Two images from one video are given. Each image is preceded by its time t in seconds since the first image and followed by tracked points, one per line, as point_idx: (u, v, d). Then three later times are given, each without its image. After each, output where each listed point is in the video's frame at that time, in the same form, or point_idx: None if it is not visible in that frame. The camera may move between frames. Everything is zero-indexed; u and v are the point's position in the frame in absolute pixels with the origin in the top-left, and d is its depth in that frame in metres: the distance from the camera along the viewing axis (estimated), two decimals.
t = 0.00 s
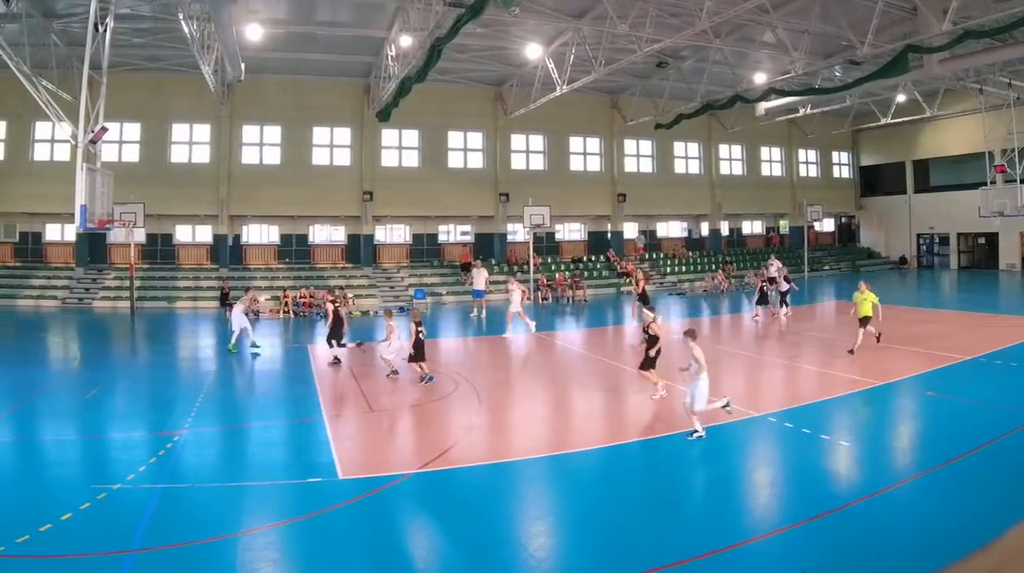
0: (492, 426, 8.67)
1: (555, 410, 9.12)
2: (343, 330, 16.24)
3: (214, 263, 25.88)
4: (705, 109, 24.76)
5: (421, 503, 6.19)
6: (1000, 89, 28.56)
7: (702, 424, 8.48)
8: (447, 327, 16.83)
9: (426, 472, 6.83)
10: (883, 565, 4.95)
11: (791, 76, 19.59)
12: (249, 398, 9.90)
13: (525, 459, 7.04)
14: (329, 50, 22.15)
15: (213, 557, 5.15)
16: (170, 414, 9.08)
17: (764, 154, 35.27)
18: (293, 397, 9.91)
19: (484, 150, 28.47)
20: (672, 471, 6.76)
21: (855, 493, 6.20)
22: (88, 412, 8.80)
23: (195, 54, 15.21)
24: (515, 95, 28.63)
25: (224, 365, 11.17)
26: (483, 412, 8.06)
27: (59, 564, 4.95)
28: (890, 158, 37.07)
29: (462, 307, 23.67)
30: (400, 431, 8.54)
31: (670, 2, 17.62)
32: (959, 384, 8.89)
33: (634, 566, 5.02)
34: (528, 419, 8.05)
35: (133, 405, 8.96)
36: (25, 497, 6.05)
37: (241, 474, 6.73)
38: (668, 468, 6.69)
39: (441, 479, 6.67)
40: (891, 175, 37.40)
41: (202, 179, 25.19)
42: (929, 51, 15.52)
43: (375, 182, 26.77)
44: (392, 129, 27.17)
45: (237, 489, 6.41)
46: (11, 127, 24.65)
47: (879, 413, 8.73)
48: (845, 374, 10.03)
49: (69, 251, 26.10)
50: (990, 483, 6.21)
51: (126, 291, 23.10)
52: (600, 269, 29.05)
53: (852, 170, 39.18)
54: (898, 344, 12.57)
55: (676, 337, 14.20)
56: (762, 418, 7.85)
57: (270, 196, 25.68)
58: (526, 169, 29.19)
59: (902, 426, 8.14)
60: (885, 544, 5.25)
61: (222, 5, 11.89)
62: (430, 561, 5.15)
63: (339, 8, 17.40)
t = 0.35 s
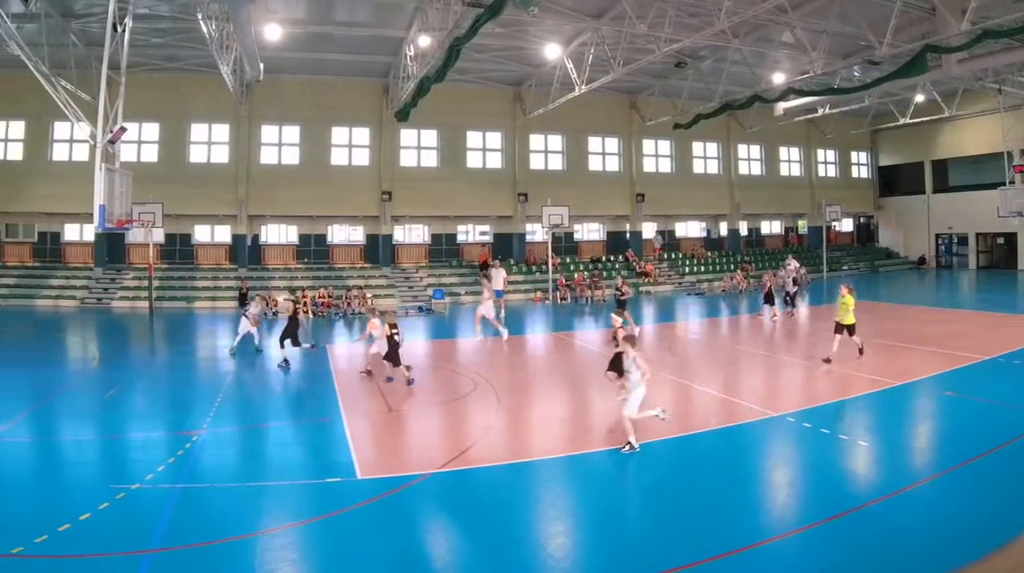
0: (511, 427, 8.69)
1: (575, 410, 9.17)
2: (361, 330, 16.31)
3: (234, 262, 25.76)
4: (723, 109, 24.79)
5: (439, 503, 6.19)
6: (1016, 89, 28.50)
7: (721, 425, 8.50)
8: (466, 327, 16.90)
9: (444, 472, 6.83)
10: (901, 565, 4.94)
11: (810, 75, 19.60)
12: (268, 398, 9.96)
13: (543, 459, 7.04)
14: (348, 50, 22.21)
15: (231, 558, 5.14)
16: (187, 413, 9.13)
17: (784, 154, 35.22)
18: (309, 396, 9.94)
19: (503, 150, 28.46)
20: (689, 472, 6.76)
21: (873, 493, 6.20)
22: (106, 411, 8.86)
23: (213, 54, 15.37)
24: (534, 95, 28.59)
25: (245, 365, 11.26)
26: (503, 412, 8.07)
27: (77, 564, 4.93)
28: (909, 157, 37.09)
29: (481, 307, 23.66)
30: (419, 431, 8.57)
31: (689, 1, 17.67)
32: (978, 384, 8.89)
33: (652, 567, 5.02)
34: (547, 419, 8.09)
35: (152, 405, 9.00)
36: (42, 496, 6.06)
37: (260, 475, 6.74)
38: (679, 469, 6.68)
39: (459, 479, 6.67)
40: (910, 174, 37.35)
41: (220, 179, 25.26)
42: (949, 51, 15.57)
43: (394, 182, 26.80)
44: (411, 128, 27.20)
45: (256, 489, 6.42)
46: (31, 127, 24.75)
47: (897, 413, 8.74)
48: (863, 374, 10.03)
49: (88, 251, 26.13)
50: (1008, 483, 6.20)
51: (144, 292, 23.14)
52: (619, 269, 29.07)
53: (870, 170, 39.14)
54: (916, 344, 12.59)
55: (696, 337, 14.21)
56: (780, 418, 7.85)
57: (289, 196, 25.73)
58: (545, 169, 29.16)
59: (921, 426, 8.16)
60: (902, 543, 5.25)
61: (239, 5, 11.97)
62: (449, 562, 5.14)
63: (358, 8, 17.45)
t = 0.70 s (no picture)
0: (530, 426, 8.74)
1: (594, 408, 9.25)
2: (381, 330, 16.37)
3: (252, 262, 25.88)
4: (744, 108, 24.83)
5: (458, 503, 6.18)
6: None
7: (739, 425, 8.54)
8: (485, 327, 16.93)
9: (462, 472, 6.84)
10: (922, 565, 4.91)
11: (829, 75, 19.64)
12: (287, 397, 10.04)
13: (562, 459, 7.06)
14: (366, 50, 22.28)
15: (251, 557, 5.12)
16: (206, 413, 9.19)
17: (802, 154, 35.23)
18: (327, 395, 10.01)
19: (521, 149, 28.46)
20: (707, 472, 6.76)
21: (893, 493, 6.20)
22: (125, 411, 8.93)
23: (232, 53, 15.48)
24: (553, 95, 28.57)
25: (265, 364, 11.38)
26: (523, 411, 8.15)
27: (96, 564, 4.91)
28: (927, 158, 37.12)
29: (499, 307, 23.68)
30: (439, 431, 8.62)
31: (707, 1, 17.74)
32: (996, 385, 8.89)
33: (672, 566, 5.00)
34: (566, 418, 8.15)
35: (169, 406, 9.06)
36: (62, 496, 6.06)
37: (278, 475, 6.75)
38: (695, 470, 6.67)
39: (479, 479, 6.67)
40: (928, 174, 37.30)
41: (238, 180, 25.34)
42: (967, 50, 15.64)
43: (413, 182, 26.85)
44: (429, 129, 27.26)
45: (274, 488, 6.42)
46: (50, 127, 24.80)
47: (917, 414, 8.74)
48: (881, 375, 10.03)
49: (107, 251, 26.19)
50: None
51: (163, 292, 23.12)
52: (638, 269, 29.07)
53: (887, 169, 39.11)
54: (935, 344, 12.59)
55: (715, 337, 14.22)
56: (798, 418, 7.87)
57: (308, 196, 25.79)
58: (563, 169, 29.10)
59: (939, 426, 8.17)
60: (923, 543, 5.24)
61: (258, 4, 12.01)
62: (468, 561, 5.13)
63: (376, 9, 17.54)
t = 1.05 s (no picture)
0: (548, 425, 8.77)
1: (613, 408, 9.28)
2: (399, 330, 16.43)
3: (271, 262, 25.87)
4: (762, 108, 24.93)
5: (477, 503, 6.17)
6: None
7: (758, 425, 8.58)
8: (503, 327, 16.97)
9: (480, 472, 6.84)
10: (939, 565, 4.90)
11: (847, 75, 19.68)
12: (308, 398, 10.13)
13: (581, 460, 7.07)
14: (385, 50, 22.31)
15: (269, 557, 5.11)
16: (224, 414, 9.23)
17: (820, 154, 35.23)
18: (345, 396, 10.05)
19: (540, 149, 28.45)
20: (725, 472, 6.75)
21: (911, 492, 6.19)
22: (144, 411, 8.98)
23: (251, 54, 15.54)
24: (572, 95, 28.57)
25: (285, 364, 11.48)
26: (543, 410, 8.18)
27: (113, 564, 4.90)
28: (946, 158, 37.14)
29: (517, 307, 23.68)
30: (457, 431, 8.66)
31: (726, 1, 17.77)
32: (1015, 385, 8.87)
33: (691, 566, 4.99)
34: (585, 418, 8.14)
35: (189, 406, 9.12)
36: (82, 495, 6.08)
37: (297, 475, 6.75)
38: (711, 471, 6.67)
39: (497, 480, 6.67)
40: (948, 175, 37.28)
41: (257, 180, 25.37)
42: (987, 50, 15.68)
43: (431, 182, 26.86)
44: (447, 129, 27.29)
45: (292, 489, 6.42)
46: (68, 128, 24.83)
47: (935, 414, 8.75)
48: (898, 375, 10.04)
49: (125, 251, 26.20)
50: None
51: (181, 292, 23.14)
52: (656, 269, 29.06)
53: (905, 170, 39.10)
54: (954, 344, 12.61)
55: (734, 337, 14.24)
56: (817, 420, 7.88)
57: (327, 196, 25.80)
58: (582, 169, 29.12)
59: (958, 427, 8.17)
60: (941, 544, 5.23)
61: (278, 4, 12.00)
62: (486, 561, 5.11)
63: (395, 9, 17.62)
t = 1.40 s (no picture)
0: (566, 426, 8.79)
1: (631, 409, 9.30)
2: (418, 330, 16.48)
3: (289, 262, 25.92)
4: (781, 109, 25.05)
5: (496, 503, 6.17)
6: None
7: (776, 425, 8.60)
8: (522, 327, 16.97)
9: (499, 471, 6.84)
10: (958, 565, 4.89)
11: (866, 75, 19.69)
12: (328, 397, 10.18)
13: (600, 460, 7.07)
14: (404, 50, 22.33)
15: (287, 557, 5.10)
16: (243, 413, 9.26)
17: (840, 154, 35.21)
18: (365, 396, 10.11)
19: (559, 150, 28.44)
20: (742, 473, 6.75)
21: (930, 492, 6.18)
22: (163, 411, 9.02)
23: (269, 53, 15.56)
24: (590, 95, 28.59)
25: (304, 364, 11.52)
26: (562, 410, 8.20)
27: (132, 564, 4.90)
28: (965, 158, 37.15)
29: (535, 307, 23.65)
30: (475, 431, 8.69)
31: (745, 2, 17.79)
32: None
33: (710, 566, 4.98)
34: (603, 419, 8.13)
35: (207, 405, 9.16)
36: (102, 496, 6.07)
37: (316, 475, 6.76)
38: (728, 471, 6.67)
39: (516, 479, 6.67)
40: (966, 174, 37.20)
41: (277, 180, 25.41)
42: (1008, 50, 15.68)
43: (450, 182, 26.88)
44: (466, 129, 27.32)
45: (311, 489, 6.41)
46: (87, 128, 24.87)
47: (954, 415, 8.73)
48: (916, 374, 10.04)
49: (143, 251, 26.23)
50: None
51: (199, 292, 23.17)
52: (675, 269, 29.06)
53: (924, 170, 39.04)
54: (972, 344, 12.60)
55: (753, 337, 14.23)
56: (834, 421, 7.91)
57: (345, 195, 25.83)
58: (601, 169, 29.13)
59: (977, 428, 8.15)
60: (960, 543, 5.22)
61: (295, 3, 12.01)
62: (505, 561, 5.10)
63: (414, 9, 17.68)
